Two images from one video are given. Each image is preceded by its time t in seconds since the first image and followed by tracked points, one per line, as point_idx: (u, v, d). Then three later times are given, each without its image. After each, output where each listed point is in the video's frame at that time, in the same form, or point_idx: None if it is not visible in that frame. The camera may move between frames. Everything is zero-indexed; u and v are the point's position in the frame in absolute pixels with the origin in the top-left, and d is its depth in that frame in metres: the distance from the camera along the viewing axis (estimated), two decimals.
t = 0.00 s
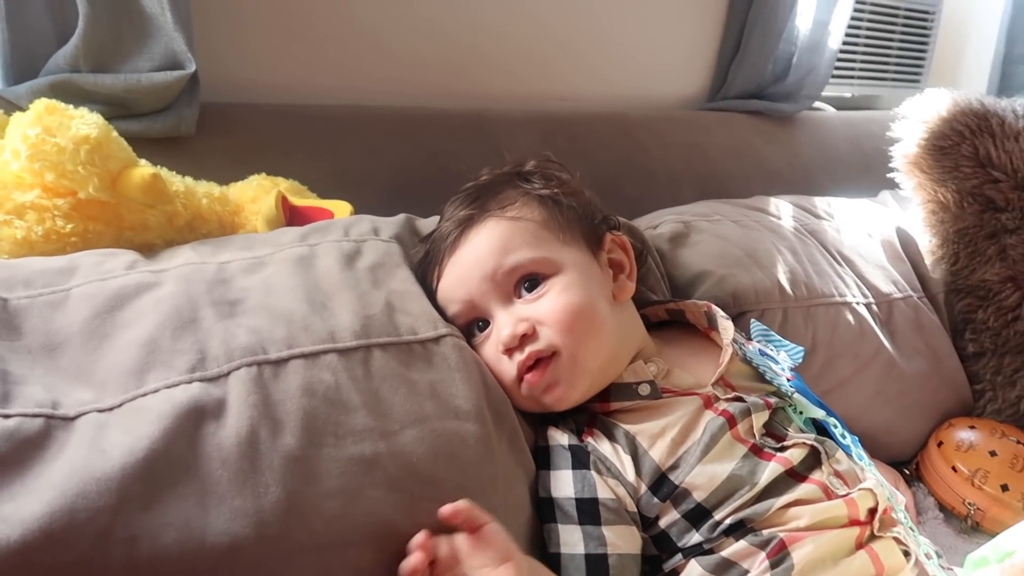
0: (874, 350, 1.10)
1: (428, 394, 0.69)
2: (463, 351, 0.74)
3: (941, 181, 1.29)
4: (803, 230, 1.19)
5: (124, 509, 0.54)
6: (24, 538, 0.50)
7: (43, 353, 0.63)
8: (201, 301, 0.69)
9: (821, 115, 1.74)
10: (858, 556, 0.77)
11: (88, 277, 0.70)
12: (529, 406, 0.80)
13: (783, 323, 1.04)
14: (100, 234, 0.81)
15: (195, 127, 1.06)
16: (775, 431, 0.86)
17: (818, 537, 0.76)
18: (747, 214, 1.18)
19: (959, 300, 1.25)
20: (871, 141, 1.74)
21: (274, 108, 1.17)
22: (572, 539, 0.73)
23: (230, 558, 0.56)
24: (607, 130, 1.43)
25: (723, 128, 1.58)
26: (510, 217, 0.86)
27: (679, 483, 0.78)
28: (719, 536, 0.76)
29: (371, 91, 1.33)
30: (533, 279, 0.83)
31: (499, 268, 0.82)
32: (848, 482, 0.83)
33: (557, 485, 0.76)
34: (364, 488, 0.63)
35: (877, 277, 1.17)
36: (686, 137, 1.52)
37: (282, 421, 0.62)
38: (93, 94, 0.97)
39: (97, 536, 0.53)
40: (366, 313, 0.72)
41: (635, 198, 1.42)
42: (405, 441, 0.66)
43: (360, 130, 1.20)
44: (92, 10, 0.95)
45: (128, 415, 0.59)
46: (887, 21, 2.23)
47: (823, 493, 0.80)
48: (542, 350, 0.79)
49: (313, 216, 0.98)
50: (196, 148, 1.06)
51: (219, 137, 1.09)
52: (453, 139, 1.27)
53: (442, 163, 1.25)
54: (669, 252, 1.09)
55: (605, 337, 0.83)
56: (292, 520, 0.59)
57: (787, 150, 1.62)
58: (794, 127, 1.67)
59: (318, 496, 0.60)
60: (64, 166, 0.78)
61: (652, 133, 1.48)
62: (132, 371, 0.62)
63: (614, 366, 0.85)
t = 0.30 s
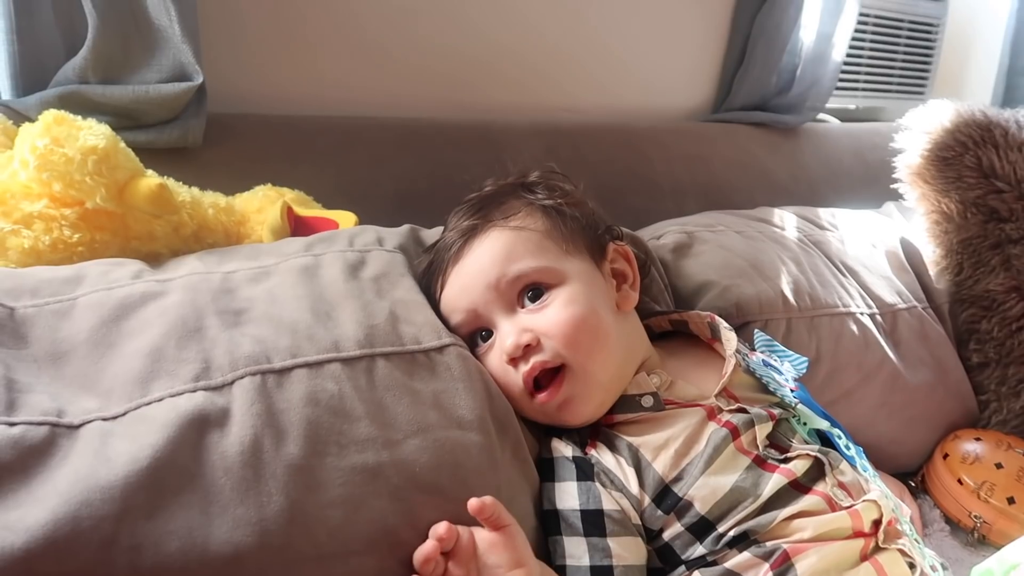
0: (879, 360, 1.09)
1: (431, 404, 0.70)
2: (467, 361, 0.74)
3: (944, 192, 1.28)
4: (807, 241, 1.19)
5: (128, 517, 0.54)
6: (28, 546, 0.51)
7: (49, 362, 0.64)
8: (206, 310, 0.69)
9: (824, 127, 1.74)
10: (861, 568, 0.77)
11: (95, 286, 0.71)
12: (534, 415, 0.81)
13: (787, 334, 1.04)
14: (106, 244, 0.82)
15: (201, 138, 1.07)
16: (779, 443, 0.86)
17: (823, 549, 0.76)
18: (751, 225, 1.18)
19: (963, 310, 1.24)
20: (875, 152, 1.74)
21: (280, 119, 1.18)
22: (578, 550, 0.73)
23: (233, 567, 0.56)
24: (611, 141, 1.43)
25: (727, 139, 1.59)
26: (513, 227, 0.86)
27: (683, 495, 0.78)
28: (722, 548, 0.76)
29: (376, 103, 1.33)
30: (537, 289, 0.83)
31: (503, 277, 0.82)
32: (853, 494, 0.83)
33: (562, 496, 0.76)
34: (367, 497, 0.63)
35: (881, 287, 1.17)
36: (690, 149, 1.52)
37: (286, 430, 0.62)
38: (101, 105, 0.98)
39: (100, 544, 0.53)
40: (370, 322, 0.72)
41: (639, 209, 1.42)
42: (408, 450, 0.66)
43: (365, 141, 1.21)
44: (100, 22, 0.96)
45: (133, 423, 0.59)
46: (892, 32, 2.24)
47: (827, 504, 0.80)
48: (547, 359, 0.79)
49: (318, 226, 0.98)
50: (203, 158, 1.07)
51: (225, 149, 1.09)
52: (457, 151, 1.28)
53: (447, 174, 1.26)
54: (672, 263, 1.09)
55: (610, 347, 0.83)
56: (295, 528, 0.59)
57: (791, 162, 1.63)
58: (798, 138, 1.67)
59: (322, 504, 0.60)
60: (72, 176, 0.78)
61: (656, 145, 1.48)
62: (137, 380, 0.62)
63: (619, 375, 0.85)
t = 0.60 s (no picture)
0: (875, 360, 1.09)
1: (429, 411, 0.70)
2: (464, 368, 0.74)
3: (930, 191, 1.29)
4: (804, 244, 1.19)
5: (125, 526, 0.54)
6: (25, 556, 0.50)
7: (48, 371, 0.64)
8: (205, 319, 0.70)
9: (822, 132, 1.75)
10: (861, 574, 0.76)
11: (94, 296, 0.71)
12: (534, 422, 0.81)
13: (782, 336, 1.04)
14: (106, 254, 0.82)
15: (201, 147, 1.07)
16: (777, 449, 0.86)
17: (822, 555, 0.75)
18: (746, 229, 1.18)
19: (955, 304, 1.26)
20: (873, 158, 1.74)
21: (278, 129, 1.18)
22: (568, 558, 0.73)
23: None
24: (609, 147, 1.44)
25: (726, 145, 1.59)
26: (510, 235, 0.86)
27: (680, 501, 0.78)
28: (721, 554, 0.76)
29: (375, 112, 1.34)
30: (535, 297, 0.83)
31: (501, 285, 0.82)
32: (851, 499, 0.83)
33: (555, 503, 0.76)
34: (365, 505, 0.63)
35: (876, 286, 1.18)
36: (688, 155, 1.52)
37: (284, 439, 0.62)
38: (100, 115, 0.99)
39: (98, 554, 0.53)
40: (368, 330, 0.73)
41: (637, 216, 1.43)
42: (406, 458, 0.66)
43: (363, 149, 1.21)
44: (100, 33, 0.96)
45: (130, 432, 0.59)
46: (891, 35, 2.23)
47: (826, 510, 0.80)
48: (546, 367, 0.79)
49: (316, 235, 0.98)
50: (202, 168, 1.07)
51: (224, 158, 1.10)
52: (455, 159, 1.28)
53: (444, 182, 1.26)
54: (669, 268, 1.09)
55: (609, 354, 0.83)
56: (293, 537, 0.59)
57: (790, 168, 1.63)
58: (795, 144, 1.68)
59: (319, 513, 0.60)
60: (72, 186, 0.79)
61: (655, 151, 1.48)
62: (135, 389, 0.62)
63: (618, 382, 0.85)
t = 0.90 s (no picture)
0: (873, 350, 1.10)
1: (429, 410, 0.69)
2: (464, 366, 0.74)
3: (928, 179, 1.29)
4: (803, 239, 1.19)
5: (124, 527, 0.54)
6: (24, 557, 0.50)
7: (47, 373, 0.64)
8: (203, 319, 0.70)
9: (821, 129, 1.74)
10: (863, 571, 0.76)
11: (92, 298, 0.71)
12: (531, 421, 0.81)
13: (781, 329, 1.04)
14: (105, 256, 0.82)
15: (200, 148, 1.07)
16: (778, 445, 0.86)
17: (823, 552, 0.75)
18: (743, 224, 1.18)
19: (955, 288, 1.26)
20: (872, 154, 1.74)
21: (276, 130, 1.18)
22: (558, 557, 0.73)
23: None
24: (608, 146, 1.43)
25: (725, 142, 1.58)
26: (506, 234, 0.86)
27: (680, 498, 0.78)
28: (722, 552, 0.76)
29: (373, 112, 1.34)
30: (532, 296, 0.83)
31: (497, 285, 0.82)
32: (852, 495, 0.82)
33: (549, 500, 0.75)
34: (365, 504, 0.62)
35: (875, 277, 1.18)
36: (688, 153, 1.52)
37: (284, 438, 0.62)
38: (98, 118, 0.99)
39: (98, 555, 0.53)
40: (367, 329, 0.72)
41: (636, 214, 1.42)
42: (406, 456, 0.66)
43: (362, 148, 1.21)
44: (98, 35, 0.96)
45: (129, 433, 0.59)
46: (890, 32, 2.23)
47: (827, 507, 0.80)
48: (543, 366, 0.79)
49: (315, 235, 0.98)
50: (201, 169, 1.07)
51: (222, 159, 1.10)
52: (453, 158, 1.28)
53: (443, 181, 1.26)
54: (666, 262, 1.09)
55: (606, 352, 0.83)
56: (292, 536, 0.58)
57: (789, 164, 1.63)
58: (794, 141, 1.67)
59: (318, 512, 0.60)
60: (70, 189, 0.78)
61: (654, 150, 1.48)
62: (134, 390, 0.62)
63: (616, 380, 0.85)
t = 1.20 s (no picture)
0: (878, 347, 1.09)
1: (433, 407, 0.70)
2: (468, 364, 0.74)
3: (934, 176, 1.29)
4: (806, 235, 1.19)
5: (130, 524, 0.54)
6: (31, 555, 0.51)
7: (52, 373, 0.64)
8: (207, 319, 0.70)
9: (824, 126, 1.74)
10: (870, 565, 0.76)
11: (97, 298, 0.71)
12: (535, 418, 0.81)
13: (785, 326, 1.04)
14: (110, 257, 0.83)
15: (203, 149, 1.07)
16: (782, 441, 0.86)
17: (830, 547, 0.75)
18: (747, 221, 1.18)
19: (960, 287, 1.25)
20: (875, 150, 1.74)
21: (280, 130, 1.18)
22: (559, 551, 0.72)
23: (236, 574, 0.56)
24: (611, 144, 1.44)
25: (728, 139, 1.58)
26: (510, 233, 0.86)
27: (685, 494, 0.78)
28: (728, 548, 0.76)
29: (375, 113, 1.34)
30: (536, 294, 0.83)
31: (501, 283, 0.82)
32: (858, 489, 0.82)
33: (553, 494, 0.76)
34: (370, 501, 0.62)
35: (880, 275, 1.18)
36: (691, 150, 1.52)
37: (289, 436, 0.62)
38: (101, 120, 0.99)
39: (105, 552, 0.53)
40: (371, 327, 0.73)
41: (639, 212, 1.42)
42: (411, 453, 0.66)
43: (366, 148, 1.22)
44: (100, 37, 0.96)
45: (135, 432, 0.59)
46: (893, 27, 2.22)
47: (833, 502, 0.80)
48: (547, 364, 0.79)
49: (319, 234, 0.98)
50: (204, 171, 1.08)
51: (226, 160, 1.10)
52: (456, 157, 1.28)
53: (446, 180, 1.26)
54: (670, 260, 1.09)
55: (610, 349, 0.83)
56: (298, 534, 0.59)
57: (792, 160, 1.63)
58: (797, 137, 1.67)
59: (324, 510, 0.60)
60: (74, 190, 0.79)
61: (656, 148, 1.48)
62: (139, 389, 0.62)
63: (620, 377, 0.85)
